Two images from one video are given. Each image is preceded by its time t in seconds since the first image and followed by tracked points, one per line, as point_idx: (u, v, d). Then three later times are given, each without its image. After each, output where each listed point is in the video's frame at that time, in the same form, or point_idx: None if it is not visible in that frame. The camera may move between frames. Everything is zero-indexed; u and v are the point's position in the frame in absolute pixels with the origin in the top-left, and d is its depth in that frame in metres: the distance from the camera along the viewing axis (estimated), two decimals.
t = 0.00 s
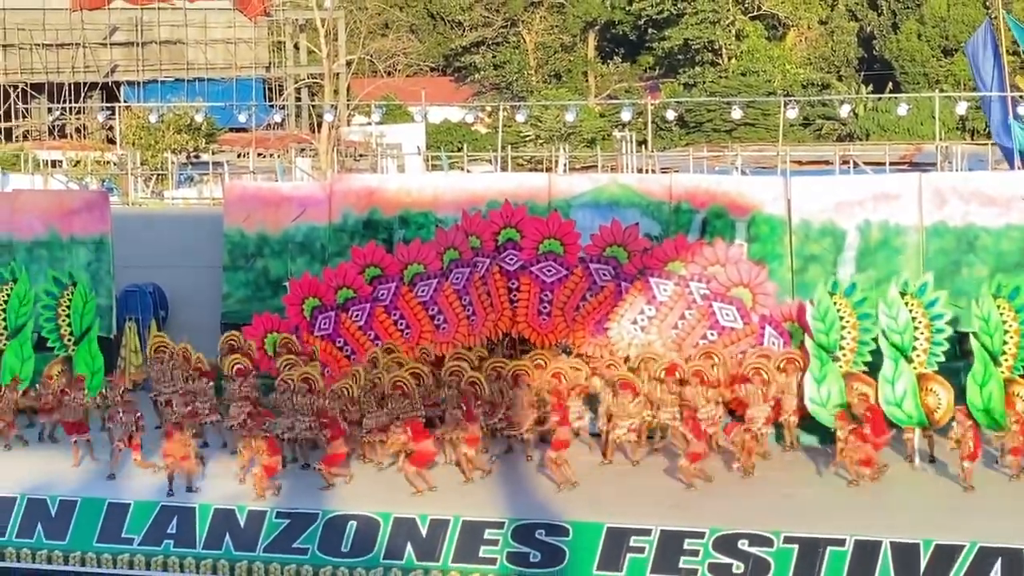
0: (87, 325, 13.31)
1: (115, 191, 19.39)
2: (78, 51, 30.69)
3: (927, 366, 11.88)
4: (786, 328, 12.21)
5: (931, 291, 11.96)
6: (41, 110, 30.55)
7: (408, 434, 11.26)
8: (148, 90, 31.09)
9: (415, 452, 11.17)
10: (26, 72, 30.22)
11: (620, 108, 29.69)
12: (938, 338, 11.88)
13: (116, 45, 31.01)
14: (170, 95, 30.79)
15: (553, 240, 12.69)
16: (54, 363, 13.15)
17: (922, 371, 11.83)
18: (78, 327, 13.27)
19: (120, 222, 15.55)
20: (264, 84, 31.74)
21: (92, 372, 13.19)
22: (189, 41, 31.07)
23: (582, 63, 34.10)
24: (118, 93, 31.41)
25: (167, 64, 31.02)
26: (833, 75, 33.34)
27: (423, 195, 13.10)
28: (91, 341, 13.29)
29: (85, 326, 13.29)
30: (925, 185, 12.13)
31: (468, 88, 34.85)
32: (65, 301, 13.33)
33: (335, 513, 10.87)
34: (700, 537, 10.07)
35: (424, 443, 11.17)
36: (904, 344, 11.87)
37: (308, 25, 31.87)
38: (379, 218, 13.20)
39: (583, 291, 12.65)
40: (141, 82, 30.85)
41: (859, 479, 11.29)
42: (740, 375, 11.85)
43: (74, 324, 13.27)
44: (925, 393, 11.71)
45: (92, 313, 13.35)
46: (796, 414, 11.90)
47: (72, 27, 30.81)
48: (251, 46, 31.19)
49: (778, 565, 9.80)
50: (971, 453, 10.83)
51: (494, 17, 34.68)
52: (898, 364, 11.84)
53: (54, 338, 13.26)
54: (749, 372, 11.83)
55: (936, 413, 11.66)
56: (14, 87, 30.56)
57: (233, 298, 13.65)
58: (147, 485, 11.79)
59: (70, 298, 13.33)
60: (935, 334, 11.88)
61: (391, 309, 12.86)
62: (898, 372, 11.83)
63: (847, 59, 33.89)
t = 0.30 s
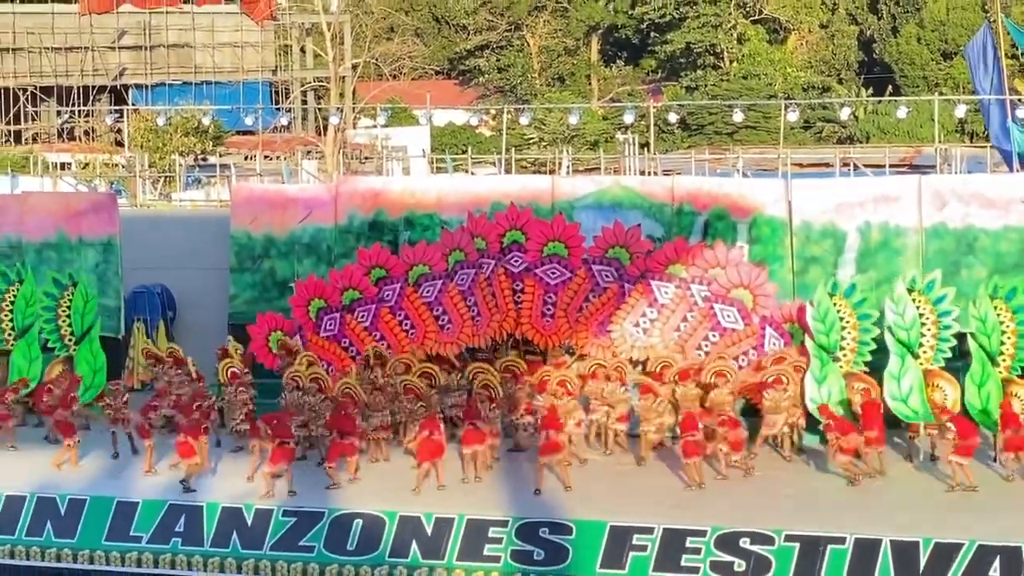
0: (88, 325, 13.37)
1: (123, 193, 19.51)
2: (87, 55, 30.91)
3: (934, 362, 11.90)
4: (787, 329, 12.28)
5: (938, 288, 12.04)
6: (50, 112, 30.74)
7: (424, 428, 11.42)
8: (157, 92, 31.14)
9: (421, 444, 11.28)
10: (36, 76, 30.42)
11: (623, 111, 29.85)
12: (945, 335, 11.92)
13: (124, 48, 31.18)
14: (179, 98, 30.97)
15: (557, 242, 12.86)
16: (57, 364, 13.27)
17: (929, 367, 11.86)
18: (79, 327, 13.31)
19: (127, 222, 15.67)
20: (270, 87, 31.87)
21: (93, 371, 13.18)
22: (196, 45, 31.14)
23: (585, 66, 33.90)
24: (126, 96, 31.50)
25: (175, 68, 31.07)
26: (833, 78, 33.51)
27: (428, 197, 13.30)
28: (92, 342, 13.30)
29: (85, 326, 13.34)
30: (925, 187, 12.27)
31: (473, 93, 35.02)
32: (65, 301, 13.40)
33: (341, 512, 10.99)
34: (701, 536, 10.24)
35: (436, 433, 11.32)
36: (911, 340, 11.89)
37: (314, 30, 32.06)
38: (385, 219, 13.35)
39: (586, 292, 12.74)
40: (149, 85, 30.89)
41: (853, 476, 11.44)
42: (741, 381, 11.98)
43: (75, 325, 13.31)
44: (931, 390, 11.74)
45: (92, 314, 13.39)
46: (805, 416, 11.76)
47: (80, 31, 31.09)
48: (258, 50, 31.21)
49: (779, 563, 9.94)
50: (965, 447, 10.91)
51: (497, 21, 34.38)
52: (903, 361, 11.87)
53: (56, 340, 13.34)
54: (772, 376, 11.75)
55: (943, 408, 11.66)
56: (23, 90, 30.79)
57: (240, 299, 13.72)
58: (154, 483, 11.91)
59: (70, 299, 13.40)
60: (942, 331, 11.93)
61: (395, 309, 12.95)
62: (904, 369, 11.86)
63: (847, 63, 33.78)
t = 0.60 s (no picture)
0: (82, 323, 13.50)
1: (134, 195, 19.64)
2: (97, 58, 31.12)
3: (945, 362, 12.00)
4: (795, 319, 12.48)
5: (949, 288, 12.15)
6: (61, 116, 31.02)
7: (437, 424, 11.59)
8: (166, 95, 31.59)
9: (432, 439, 11.45)
10: (46, 78, 30.72)
11: (628, 114, 30.00)
12: (956, 335, 12.03)
13: (134, 51, 31.49)
14: (187, 100, 31.29)
15: (562, 247, 13.01)
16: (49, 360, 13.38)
17: (938, 366, 11.97)
18: (73, 325, 13.43)
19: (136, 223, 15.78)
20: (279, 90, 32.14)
21: (86, 370, 13.35)
22: (205, 49, 31.51)
23: (591, 69, 34.19)
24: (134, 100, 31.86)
25: (185, 71, 31.41)
26: (835, 81, 33.68)
27: (434, 198, 13.37)
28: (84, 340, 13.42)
29: (80, 324, 13.47)
30: (926, 188, 12.41)
31: (479, 95, 35.30)
32: (60, 299, 13.51)
33: (348, 509, 11.10)
34: (704, 534, 10.36)
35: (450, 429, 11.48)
36: (921, 340, 12.00)
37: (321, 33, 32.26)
38: (392, 220, 13.48)
39: (589, 296, 12.92)
40: (159, 87, 31.15)
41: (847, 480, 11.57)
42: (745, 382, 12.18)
43: (69, 323, 13.44)
44: (940, 389, 11.91)
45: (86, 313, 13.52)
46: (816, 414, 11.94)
47: (91, 34, 31.27)
48: (267, 52, 31.54)
49: (781, 560, 10.10)
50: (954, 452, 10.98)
51: (504, 24, 34.78)
52: (914, 359, 11.97)
53: (49, 335, 13.42)
54: (795, 376, 12.14)
55: (953, 408, 11.84)
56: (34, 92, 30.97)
57: (248, 299, 13.75)
58: (163, 480, 12.03)
59: (66, 298, 13.51)
60: (953, 331, 12.03)
61: (402, 309, 13.21)
62: (914, 367, 11.95)
63: (849, 66, 34.15)
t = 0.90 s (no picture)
0: (79, 325, 13.79)
1: (145, 199, 19.99)
2: (110, 65, 31.32)
3: (948, 361, 12.36)
4: (804, 304, 12.68)
5: (949, 290, 12.46)
6: (75, 120, 31.59)
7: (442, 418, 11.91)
8: (177, 101, 31.72)
9: (440, 434, 11.80)
10: (60, 85, 30.83)
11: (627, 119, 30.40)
12: (958, 335, 12.37)
13: (146, 58, 31.82)
14: (198, 107, 31.70)
15: (564, 254, 13.21)
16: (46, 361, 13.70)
17: (941, 366, 12.34)
18: (68, 327, 13.72)
19: (148, 223, 16.12)
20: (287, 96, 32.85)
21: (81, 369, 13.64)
22: (216, 56, 32.25)
23: (591, 76, 34.80)
24: (147, 106, 31.83)
25: (195, 78, 31.95)
26: (829, 87, 34.09)
27: (439, 202, 13.77)
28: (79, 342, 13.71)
29: (76, 326, 13.75)
30: (917, 192, 12.70)
31: (482, 101, 36.18)
32: (59, 301, 13.82)
33: (355, 504, 11.41)
34: (701, 528, 10.69)
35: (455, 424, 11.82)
36: (923, 340, 12.41)
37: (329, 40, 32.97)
38: (398, 223, 13.86)
39: (588, 304, 13.05)
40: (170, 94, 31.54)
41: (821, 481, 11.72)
42: (748, 381, 12.36)
43: (65, 324, 13.74)
44: (944, 387, 12.31)
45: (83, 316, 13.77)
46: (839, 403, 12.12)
47: (104, 42, 31.63)
48: (275, 60, 32.62)
49: (776, 553, 10.43)
50: (935, 446, 11.22)
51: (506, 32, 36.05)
52: (915, 360, 12.39)
53: (46, 339, 13.75)
54: (820, 371, 12.19)
55: (956, 405, 12.28)
56: (48, 100, 30.89)
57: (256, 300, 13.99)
58: (174, 476, 12.32)
59: (63, 302, 13.82)
60: (954, 332, 12.38)
61: (405, 311, 13.43)
62: (919, 367, 12.37)
63: (842, 72, 34.67)
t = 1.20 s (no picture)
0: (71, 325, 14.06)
1: (157, 202, 20.36)
2: (122, 71, 32.91)
3: (958, 362, 12.37)
4: (828, 293, 12.91)
5: (960, 291, 12.45)
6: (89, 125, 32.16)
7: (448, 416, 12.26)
8: (187, 106, 33.45)
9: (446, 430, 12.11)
10: (74, 90, 32.42)
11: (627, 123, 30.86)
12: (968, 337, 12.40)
13: (158, 65, 33.38)
14: (208, 111, 33.33)
15: (566, 265, 13.49)
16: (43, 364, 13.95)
17: (952, 368, 12.34)
18: (61, 328, 13.96)
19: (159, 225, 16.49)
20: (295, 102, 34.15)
21: (72, 369, 13.83)
22: (225, 62, 33.33)
23: (592, 82, 35.93)
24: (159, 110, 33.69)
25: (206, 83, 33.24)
26: (825, 93, 34.58)
27: (443, 205, 14.08)
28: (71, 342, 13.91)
29: (68, 326, 14.00)
30: (910, 195, 13.03)
31: (485, 106, 36.63)
32: (54, 303, 14.07)
33: (361, 500, 11.69)
34: (700, 524, 11.00)
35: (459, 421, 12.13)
36: (935, 341, 12.42)
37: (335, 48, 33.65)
38: (403, 226, 14.17)
39: (593, 315, 13.37)
40: (181, 98, 33.05)
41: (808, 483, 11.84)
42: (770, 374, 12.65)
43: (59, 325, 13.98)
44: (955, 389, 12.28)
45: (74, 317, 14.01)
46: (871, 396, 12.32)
47: (117, 49, 33.16)
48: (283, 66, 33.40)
49: (773, 547, 10.73)
50: (920, 447, 11.43)
51: (509, 39, 37.22)
52: (927, 359, 12.39)
53: (39, 338, 14.00)
54: (847, 375, 12.31)
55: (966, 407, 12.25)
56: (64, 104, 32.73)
57: (265, 301, 14.27)
58: (186, 473, 12.57)
59: (58, 304, 14.07)
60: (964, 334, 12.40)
61: (404, 315, 13.78)
62: (930, 368, 12.37)
63: (838, 79, 35.19)
